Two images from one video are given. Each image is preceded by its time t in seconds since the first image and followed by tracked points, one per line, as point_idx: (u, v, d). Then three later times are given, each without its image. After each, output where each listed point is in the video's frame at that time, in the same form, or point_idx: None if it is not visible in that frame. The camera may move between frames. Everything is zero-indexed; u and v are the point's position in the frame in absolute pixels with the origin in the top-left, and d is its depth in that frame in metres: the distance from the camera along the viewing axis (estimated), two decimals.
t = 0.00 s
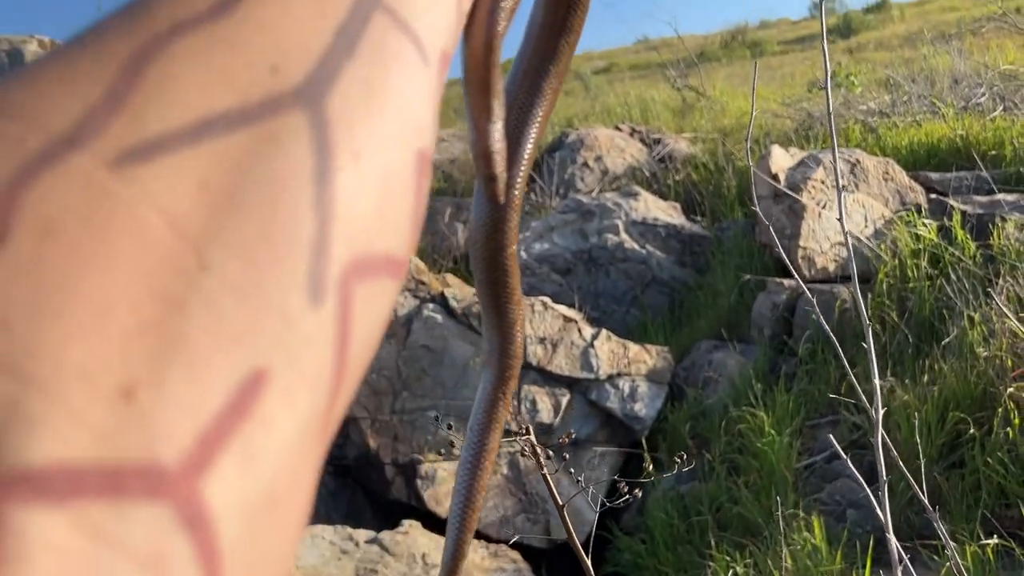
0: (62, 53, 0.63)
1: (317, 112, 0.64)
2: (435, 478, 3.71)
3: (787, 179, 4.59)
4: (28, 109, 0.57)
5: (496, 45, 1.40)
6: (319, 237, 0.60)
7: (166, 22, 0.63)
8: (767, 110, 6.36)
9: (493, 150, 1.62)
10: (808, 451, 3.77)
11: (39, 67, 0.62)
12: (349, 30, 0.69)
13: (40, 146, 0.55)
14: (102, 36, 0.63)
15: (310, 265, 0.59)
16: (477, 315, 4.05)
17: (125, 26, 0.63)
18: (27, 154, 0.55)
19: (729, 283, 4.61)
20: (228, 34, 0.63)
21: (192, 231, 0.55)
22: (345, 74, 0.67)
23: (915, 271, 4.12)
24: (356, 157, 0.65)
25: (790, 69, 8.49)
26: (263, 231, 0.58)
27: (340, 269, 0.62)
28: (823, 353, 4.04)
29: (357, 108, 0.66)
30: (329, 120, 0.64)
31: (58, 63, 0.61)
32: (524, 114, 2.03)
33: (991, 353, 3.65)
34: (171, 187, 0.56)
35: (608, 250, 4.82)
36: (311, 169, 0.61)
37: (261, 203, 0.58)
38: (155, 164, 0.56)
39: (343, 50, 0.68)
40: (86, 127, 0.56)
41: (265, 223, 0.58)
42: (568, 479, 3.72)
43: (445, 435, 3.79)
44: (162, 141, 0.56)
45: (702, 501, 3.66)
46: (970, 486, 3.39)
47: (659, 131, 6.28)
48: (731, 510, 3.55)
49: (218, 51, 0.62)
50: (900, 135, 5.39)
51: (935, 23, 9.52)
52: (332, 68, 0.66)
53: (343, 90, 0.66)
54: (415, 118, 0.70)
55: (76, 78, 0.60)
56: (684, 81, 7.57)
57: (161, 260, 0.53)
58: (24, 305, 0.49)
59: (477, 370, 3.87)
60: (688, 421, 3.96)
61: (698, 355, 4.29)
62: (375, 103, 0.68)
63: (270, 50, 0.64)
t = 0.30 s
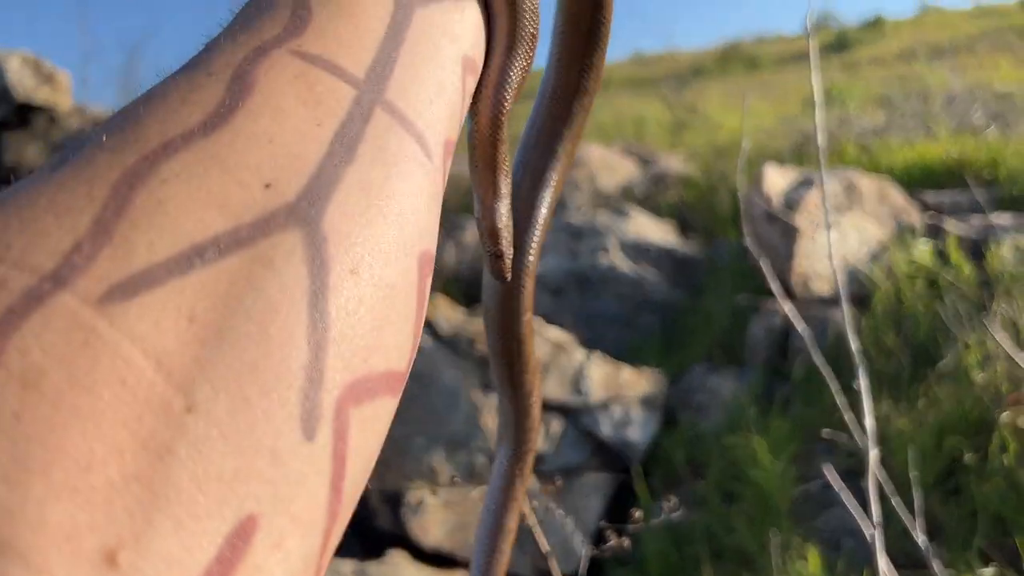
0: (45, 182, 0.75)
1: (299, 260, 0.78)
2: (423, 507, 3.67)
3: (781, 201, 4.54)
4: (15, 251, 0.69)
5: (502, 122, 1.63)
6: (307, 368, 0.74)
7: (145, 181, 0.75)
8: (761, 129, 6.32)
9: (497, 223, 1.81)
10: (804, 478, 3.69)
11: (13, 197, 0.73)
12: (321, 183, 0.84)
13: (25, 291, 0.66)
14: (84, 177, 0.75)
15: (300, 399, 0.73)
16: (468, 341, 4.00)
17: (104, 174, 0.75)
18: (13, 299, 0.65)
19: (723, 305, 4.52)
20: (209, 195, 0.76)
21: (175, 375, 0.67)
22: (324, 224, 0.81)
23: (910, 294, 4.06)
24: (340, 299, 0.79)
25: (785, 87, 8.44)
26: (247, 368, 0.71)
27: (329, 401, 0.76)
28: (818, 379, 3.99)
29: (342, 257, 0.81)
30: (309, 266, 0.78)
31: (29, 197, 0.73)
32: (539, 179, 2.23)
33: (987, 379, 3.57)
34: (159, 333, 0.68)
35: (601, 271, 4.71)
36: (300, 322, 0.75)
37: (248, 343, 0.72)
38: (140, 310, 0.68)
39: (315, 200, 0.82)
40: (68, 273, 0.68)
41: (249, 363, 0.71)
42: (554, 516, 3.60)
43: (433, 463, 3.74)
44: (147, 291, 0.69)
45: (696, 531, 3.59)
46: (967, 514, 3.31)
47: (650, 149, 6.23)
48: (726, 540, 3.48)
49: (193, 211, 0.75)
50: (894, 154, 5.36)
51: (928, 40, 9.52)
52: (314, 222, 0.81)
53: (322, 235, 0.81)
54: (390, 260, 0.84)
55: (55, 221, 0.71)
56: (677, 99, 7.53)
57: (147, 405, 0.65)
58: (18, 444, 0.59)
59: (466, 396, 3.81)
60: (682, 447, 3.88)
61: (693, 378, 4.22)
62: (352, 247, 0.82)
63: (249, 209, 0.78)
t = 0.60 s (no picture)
0: (86, 283, 0.80)
1: (324, 357, 0.84)
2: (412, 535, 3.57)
3: (770, 224, 4.58)
4: (55, 358, 0.73)
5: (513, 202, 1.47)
6: (332, 469, 0.80)
7: (178, 284, 0.80)
8: (750, 151, 6.35)
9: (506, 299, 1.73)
10: (796, 503, 3.66)
11: (52, 299, 0.78)
12: (349, 276, 0.90)
13: (66, 401, 0.70)
14: (122, 278, 0.81)
15: (326, 497, 0.79)
16: (459, 364, 4.02)
17: (140, 276, 0.81)
18: (54, 410, 0.70)
19: (714, 328, 4.52)
20: (240, 296, 0.82)
21: (209, 482, 0.72)
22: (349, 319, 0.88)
23: (899, 318, 4.07)
24: (365, 395, 0.84)
25: (774, 110, 8.51)
26: (275, 470, 0.76)
27: (353, 498, 0.81)
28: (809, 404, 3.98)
29: (366, 352, 0.86)
30: (336, 363, 0.84)
31: (71, 298, 0.78)
32: (541, 239, 2.12)
33: (976, 403, 3.58)
34: (193, 438, 0.74)
35: (592, 294, 4.73)
36: (325, 423, 0.80)
37: (277, 445, 0.77)
38: (174, 417, 0.73)
39: (342, 295, 0.88)
40: (108, 380, 0.73)
41: (277, 465, 0.76)
42: (547, 550, 3.50)
43: (423, 488, 3.70)
44: (182, 395, 0.74)
45: (688, 554, 3.52)
46: (957, 538, 3.29)
47: (641, 171, 6.25)
48: (718, 564, 3.42)
49: (225, 312, 0.81)
50: (883, 177, 5.40)
51: (915, 64, 9.62)
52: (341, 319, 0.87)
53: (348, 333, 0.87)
54: (412, 352, 0.90)
55: (96, 327, 0.76)
56: (667, 122, 7.56)
57: (182, 513, 0.70)
58: (58, 552, 0.64)
59: (457, 420, 3.82)
60: (674, 471, 3.86)
61: (685, 402, 4.21)
62: (376, 344, 0.88)
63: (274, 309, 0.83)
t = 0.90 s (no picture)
0: (98, 382, 0.85)
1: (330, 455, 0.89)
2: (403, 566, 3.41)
3: (758, 247, 4.62)
4: (65, 468, 0.77)
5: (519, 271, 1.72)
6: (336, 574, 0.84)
7: (188, 388, 0.86)
8: (738, 171, 6.39)
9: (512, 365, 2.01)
10: (784, 524, 3.65)
11: (64, 398, 0.83)
12: (357, 367, 0.96)
13: (77, 512, 0.75)
14: (132, 379, 0.86)
15: None
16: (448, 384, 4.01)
17: (150, 379, 0.86)
18: (65, 522, 0.74)
19: (702, 350, 4.53)
20: (247, 399, 0.88)
21: None
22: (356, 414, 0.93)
23: (887, 339, 4.09)
24: (369, 495, 0.89)
25: (763, 131, 8.57)
26: None
27: None
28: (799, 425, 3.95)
29: (372, 452, 0.91)
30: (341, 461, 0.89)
31: (82, 397, 0.83)
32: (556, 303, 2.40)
33: (963, 425, 3.59)
34: (199, 548, 0.78)
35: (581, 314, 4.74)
36: (331, 528, 0.85)
37: (281, 552, 0.81)
38: (179, 527, 0.78)
39: (350, 390, 0.94)
40: (116, 491, 0.78)
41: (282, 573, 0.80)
42: None
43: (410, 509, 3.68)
44: (189, 505, 0.80)
45: None
46: (944, 561, 3.29)
47: (630, 192, 6.28)
48: None
49: (229, 415, 0.86)
50: (870, 199, 5.44)
51: (901, 86, 9.71)
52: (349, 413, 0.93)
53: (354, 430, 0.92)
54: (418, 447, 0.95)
55: (104, 435, 0.81)
56: (656, 141, 7.60)
57: None
58: None
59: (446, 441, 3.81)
60: (661, 492, 3.87)
61: (674, 424, 4.22)
62: (380, 443, 0.93)
63: (282, 409, 0.89)
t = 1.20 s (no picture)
0: (97, 504, 1.08)
1: (326, 561, 1.15)
2: None
3: (748, 265, 4.65)
4: None
5: (517, 362, 2.05)
6: None
7: (185, 512, 1.10)
8: (729, 189, 6.43)
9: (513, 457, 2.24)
10: (773, 543, 3.66)
11: (62, 522, 1.06)
12: (351, 478, 1.25)
13: None
14: (131, 504, 1.09)
15: None
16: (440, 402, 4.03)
17: (148, 504, 1.10)
18: None
19: (692, 367, 4.56)
20: (244, 517, 1.13)
21: None
22: (348, 526, 1.20)
23: (875, 358, 4.12)
24: None
25: (754, 148, 8.63)
26: None
27: None
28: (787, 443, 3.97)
29: (362, 565, 1.17)
30: (334, 565, 1.15)
31: (77, 521, 1.06)
32: (553, 379, 2.71)
33: (950, 444, 3.62)
34: None
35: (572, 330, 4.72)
36: None
37: None
38: None
39: (344, 497, 1.22)
40: None
41: None
42: None
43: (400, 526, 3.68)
44: None
45: None
46: None
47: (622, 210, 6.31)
48: None
49: (227, 532, 1.11)
50: (859, 217, 5.49)
51: (893, 104, 9.77)
52: (342, 518, 1.20)
53: (344, 538, 1.18)
54: (401, 557, 1.22)
55: (104, 559, 1.02)
56: (648, 157, 7.63)
57: None
58: None
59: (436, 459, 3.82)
60: (651, 510, 3.89)
61: (663, 441, 4.24)
62: (370, 559, 1.19)
63: (277, 529, 1.14)
